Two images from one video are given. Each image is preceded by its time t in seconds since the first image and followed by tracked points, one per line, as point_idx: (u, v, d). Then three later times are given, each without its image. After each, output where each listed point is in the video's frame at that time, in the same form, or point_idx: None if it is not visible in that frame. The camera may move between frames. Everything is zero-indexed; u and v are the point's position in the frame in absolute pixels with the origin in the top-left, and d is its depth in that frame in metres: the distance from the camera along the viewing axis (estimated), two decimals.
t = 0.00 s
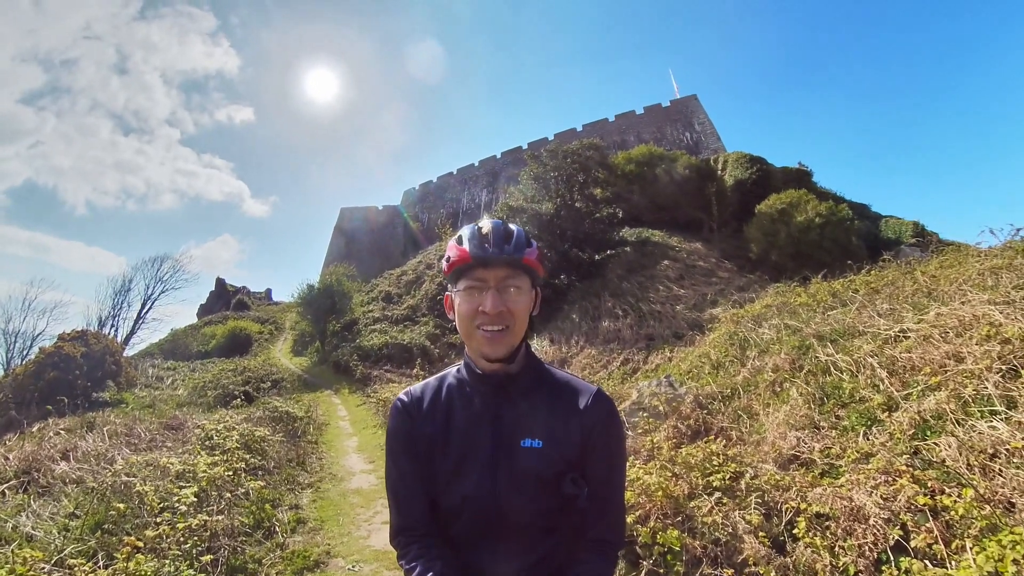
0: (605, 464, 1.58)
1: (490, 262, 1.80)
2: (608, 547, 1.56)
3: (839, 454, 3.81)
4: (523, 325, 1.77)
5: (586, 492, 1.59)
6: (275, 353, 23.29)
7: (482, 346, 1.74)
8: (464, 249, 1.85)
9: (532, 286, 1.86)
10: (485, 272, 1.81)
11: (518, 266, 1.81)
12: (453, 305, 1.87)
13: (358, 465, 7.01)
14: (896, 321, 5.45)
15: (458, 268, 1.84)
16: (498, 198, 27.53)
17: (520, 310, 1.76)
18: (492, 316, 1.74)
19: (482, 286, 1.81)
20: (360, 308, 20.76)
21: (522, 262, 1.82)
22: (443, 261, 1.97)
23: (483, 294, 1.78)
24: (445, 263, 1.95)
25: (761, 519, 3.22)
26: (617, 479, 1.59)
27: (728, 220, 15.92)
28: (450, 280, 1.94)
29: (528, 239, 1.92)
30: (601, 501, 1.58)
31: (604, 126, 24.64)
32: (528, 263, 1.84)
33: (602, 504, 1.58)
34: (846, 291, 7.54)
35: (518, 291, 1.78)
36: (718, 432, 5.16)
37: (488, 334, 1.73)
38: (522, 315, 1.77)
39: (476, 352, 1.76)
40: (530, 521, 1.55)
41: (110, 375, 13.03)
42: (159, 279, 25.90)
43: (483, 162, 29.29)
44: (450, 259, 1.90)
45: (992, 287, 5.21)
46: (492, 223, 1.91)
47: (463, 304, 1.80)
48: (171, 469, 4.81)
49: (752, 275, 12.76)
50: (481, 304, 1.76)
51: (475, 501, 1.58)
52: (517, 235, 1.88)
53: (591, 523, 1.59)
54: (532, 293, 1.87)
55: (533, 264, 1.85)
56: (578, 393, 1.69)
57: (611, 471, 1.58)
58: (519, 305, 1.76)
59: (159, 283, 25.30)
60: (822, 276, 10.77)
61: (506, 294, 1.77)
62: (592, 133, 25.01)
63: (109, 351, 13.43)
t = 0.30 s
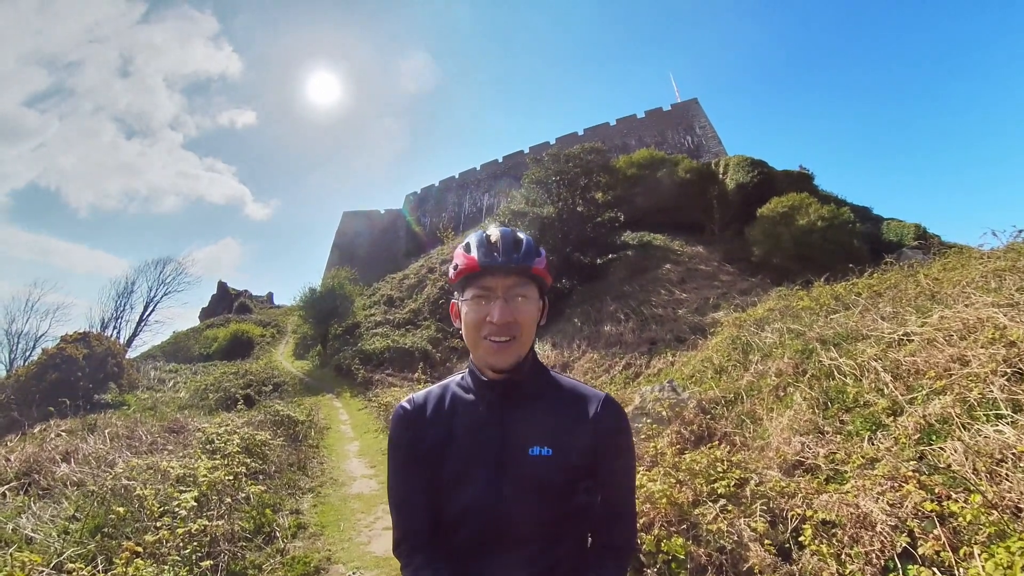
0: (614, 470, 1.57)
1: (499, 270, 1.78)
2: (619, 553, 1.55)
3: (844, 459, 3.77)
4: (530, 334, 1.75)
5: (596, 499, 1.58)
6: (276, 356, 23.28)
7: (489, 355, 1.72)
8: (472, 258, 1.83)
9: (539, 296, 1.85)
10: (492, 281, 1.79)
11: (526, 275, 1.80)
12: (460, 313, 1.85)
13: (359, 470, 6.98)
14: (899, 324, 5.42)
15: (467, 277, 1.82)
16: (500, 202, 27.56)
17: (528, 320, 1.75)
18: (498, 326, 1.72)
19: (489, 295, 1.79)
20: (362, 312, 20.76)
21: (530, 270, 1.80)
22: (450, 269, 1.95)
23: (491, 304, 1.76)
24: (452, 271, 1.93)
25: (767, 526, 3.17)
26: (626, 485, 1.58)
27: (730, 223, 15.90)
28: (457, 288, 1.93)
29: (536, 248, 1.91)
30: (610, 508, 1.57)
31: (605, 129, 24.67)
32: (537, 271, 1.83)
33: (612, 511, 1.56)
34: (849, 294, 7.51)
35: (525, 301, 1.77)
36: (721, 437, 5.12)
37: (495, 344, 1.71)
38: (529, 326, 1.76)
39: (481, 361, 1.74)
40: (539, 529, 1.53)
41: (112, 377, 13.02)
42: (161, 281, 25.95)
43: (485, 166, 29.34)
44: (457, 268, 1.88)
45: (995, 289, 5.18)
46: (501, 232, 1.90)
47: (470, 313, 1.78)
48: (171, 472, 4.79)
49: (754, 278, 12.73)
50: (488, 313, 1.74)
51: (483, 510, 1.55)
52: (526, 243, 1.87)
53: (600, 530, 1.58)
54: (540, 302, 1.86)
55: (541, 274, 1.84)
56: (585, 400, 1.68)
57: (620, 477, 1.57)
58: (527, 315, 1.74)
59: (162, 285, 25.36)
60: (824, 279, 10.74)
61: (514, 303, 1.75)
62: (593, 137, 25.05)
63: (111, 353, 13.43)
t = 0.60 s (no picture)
0: (615, 460, 1.63)
1: (512, 269, 1.82)
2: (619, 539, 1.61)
3: (845, 459, 3.77)
4: (537, 330, 1.80)
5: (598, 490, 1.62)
6: (278, 361, 23.32)
7: (498, 349, 1.76)
8: (485, 256, 1.85)
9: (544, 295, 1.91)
10: (503, 279, 1.82)
11: (534, 274, 1.85)
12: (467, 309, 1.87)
13: (361, 473, 6.99)
14: (900, 325, 5.43)
15: (477, 273, 1.84)
16: (501, 207, 27.64)
17: (536, 317, 1.79)
18: (509, 322, 1.76)
19: (500, 292, 1.81)
20: (363, 316, 20.82)
21: (538, 270, 1.86)
22: (458, 264, 1.95)
23: (502, 300, 1.79)
24: (460, 267, 1.94)
25: (766, 525, 3.18)
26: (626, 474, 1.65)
27: (730, 226, 15.92)
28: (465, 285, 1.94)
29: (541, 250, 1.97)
30: (612, 496, 1.62)
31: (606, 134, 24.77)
32: (543, 272, 1.89)
33: (613, 501, 1.62)
34: (850, 296, 7.52)
35: (533, 298, 1.81)
36: (722, 438, 5.12)
37: (504, 339, 1.75)
38: (536, 322, 1.81)
39: (491, 356, 1.77)
40: (544, 520, 1.56)
41: (114, 381, 13.06)
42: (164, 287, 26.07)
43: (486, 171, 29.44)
44: (467, 264, 1.89)
45: (995, 290, 5.19)
46: (510, 232, 1.94)
47: (480, 308, 1.80)
48: (174, 474, 4.82)
49: (755, 281, 12.74)
50: (499, 309, 1.77)
51: (490, 502, 1.56)
52: (533, 245, 1.92)
53: (602, 518, 1.63)
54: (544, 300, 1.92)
55: (546, 274, 1.90)
56: (585, 395, 1.74)
57: (621, 467, 1.64)
58: (535, 312, 1.80)
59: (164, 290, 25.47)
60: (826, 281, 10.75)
61: (524, 301, 1.79)
62: (594, 141, 25.15)
63: (113, 357, 13.48)
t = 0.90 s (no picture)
0: (626, 461, 1.67)
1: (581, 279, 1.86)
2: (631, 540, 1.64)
3: (851, 463, 3.75)
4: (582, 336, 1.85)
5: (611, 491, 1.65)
6: (280, 364, 23.34)
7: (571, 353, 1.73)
8: (563, 259, 1.81)
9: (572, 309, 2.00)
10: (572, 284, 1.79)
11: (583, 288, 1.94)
12: (538, 308, 1.70)
13: (365, 477, 6.98)
14: (905, 327, 5.40)
15: (558, 273, 1.75)
16: (504, 210, 27.68)
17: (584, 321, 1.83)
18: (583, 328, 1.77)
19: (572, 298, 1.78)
20: (366, 320, 20.84)
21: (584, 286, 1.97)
22: (523, 260, 1.79)
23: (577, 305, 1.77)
24: (529, 262, 1.78)
25: (775, 529, 3.16)
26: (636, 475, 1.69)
27: (733, 229, 15.89)
28: (522, 280, 1.77)
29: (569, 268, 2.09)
30: (624, 498, 1.65)
31: (608, 137, 24.79)
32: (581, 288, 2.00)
33: (625, 502, 1.64)
34: (854, 298, 7.48)
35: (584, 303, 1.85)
36: (727, 442, 5.09)
37: (578, 344, 1.74)
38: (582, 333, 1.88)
39: (563, 359, 1.72)
40: (560, 525, 1.56)
41: (116, 385, 13.08)
42: (167, 290, 26.16)
43: (489, 175, 29.48)
44: (544, 263, 1.78)
45: (1001, 291, 5.16)
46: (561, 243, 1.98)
47: (562, 308, 1.71)
48: (178, 479, 4.82)
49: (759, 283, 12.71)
50: (579, 313, 1.75)
51: (507, 509, 1.54)
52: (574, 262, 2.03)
53: (614, 520, 1.65)
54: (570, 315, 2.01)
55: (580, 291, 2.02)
56: (598, 397, 1.76)
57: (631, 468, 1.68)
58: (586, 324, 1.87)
59: (168, 293, 25.56)
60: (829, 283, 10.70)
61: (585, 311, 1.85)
62: (596, 144, 25.18)
63: (116, 360, 13.50)
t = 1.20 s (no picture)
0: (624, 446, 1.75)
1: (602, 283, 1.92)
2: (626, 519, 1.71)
3: (854, 460, 3.77)
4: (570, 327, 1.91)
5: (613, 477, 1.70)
6: (283, 366, 23.42)
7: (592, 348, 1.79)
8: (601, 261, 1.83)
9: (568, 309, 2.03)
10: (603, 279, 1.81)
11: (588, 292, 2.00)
12: (593, 302, 1.66)
13: (369, 477, 7.01)
14: (907, 327, 5.42)
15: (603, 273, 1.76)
16: (505, 213, 27.75)
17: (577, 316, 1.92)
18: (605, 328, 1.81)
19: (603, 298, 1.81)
20: (368, 322, 20.90)
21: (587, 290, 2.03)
22: (579, 251, 1.71)
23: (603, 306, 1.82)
24: (583, 255, 1.72)
25: (779, 523, 3.18)
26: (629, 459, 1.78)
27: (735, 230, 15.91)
28: (579, 272, 1.69)
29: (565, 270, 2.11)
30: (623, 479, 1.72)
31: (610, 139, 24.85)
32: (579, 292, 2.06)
33: (624, 486, 1.73)
34: (856, 298, 7.49)
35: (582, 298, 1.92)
36: (731, 441, 5.11)
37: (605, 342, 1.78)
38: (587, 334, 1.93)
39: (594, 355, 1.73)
40: (578, 507, 1.55)
41: (120, 386, 13.14)
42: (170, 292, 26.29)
43: (491, 178, 29.57)
44: (591, 258, 1.75)
45: (1002, 290, 5.17)
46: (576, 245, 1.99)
47: (604, 307, 1.72)
48: (183, 478, 4.86)
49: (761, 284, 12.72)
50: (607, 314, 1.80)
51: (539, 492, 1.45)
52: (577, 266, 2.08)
53: (615, 501, 1.70)
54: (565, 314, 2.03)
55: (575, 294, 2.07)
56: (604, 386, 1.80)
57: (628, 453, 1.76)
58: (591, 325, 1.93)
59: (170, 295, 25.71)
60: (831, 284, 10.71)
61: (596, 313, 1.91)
62: (597, 146, 25.22)
63: (119, 362, 13.55)
